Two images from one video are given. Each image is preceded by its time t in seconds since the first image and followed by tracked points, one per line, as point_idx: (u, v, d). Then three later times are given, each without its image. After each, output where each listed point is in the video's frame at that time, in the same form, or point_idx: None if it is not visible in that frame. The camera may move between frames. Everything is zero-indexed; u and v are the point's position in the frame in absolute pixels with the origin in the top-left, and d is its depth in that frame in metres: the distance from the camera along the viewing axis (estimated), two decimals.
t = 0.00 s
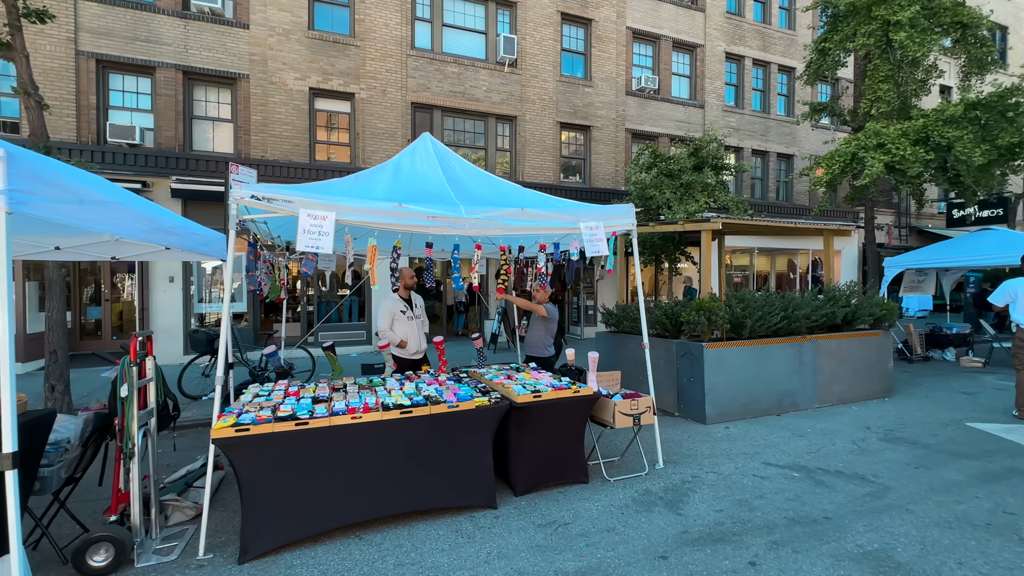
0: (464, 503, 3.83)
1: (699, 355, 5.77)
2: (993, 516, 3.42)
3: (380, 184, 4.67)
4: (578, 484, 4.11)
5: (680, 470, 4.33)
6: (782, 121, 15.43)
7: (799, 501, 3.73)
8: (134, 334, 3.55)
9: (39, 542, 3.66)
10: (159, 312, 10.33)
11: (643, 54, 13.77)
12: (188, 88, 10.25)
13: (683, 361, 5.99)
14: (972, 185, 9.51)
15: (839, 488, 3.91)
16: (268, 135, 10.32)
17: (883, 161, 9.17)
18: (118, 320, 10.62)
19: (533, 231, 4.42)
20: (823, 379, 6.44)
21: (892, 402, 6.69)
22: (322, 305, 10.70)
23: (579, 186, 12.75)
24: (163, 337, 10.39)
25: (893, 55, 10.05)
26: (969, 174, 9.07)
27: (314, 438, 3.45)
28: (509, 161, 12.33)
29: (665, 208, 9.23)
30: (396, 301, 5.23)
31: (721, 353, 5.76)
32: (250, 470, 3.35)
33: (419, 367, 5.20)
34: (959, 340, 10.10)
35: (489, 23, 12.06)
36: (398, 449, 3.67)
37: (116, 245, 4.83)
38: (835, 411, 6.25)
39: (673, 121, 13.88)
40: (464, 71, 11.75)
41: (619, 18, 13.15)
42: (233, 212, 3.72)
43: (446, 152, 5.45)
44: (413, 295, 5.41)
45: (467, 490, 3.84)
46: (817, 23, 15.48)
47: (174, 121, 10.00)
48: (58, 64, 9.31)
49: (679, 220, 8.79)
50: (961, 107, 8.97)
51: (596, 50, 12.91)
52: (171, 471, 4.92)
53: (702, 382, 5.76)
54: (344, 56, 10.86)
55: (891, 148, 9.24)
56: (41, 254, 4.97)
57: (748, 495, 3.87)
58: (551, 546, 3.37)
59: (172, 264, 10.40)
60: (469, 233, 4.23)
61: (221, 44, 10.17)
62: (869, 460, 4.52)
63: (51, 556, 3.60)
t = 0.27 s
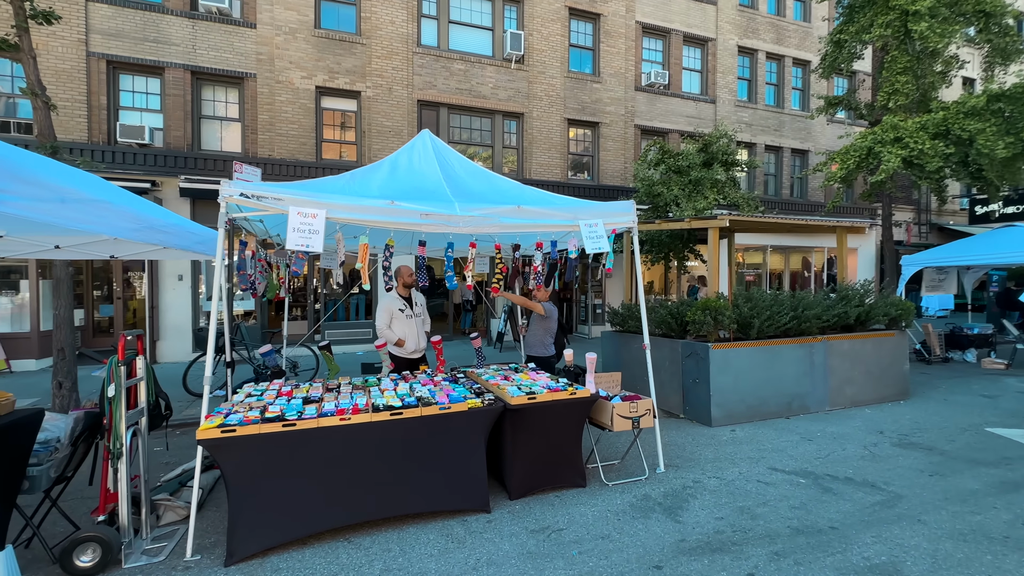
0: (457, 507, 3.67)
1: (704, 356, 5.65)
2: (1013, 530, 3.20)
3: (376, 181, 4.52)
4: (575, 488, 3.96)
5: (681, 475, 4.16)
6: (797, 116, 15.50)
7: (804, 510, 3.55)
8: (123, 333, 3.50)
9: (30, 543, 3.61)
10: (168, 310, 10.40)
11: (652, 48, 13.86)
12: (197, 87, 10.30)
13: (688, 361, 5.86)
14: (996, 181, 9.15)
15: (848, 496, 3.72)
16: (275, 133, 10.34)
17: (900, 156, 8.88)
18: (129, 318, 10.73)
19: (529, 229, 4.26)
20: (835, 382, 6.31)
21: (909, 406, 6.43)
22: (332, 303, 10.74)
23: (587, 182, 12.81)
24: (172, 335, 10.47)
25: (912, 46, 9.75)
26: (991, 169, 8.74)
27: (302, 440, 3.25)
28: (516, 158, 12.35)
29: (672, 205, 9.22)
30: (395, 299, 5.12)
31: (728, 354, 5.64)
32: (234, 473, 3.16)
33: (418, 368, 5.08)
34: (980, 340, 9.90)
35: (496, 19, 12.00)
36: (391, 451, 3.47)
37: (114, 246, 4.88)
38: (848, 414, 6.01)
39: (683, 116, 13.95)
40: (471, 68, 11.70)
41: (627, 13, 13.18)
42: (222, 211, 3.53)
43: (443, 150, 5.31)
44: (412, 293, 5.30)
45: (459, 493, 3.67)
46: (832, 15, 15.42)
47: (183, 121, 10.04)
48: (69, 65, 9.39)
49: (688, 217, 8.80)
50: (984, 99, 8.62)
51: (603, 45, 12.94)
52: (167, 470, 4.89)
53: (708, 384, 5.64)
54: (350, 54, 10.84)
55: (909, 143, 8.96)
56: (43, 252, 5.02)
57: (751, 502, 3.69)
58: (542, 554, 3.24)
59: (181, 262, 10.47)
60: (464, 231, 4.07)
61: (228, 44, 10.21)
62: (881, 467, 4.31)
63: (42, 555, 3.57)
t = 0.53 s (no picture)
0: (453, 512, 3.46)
1: (714, 357, 5.59)
2: None
3: (377, 177, 4.33)
4: (578, 493, 3.76)
5: (688, 480, 3.97)
6: (816, 111, 15.44)
7: (817, 521, 3.34)
8: (117, 328, 3.27)
9: (27, 539, 3.50)
10: (181, 308, 10.47)
11: (666, 43, 13.90)
12: (209, 88, 10.34)
13: (699, 362, 5.80)
14: None
15: (865, 506, 3.52)
16: (285, 133, 10.36)
17: (925, 151, 8.55)
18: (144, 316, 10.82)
19: (529, 225, 4.09)
20: (852, 385, 6.25)
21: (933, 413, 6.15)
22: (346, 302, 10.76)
23: (598, 180, 12.78)
24: (185, 333, 10.55)
25: (937, 37, 9.41)
26: None
27: (295, 440, 3.08)
28: (526, 156, 12.31)
29: (684, 201, 9.25)
30: (399, 295, 5.02)
31: (741, 356, 5.57)
32: (224, 474, 3.00)
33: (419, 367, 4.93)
34: (1008, 343, 9.57)
35: (506, 15, 11.95)
36: (388, 452, 3.28)
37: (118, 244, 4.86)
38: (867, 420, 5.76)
39: (698, 111, 13.94)
40: (480, 65, 11.66)
41: (640, 7, 13.22)
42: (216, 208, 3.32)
43: (447, 146, 5.11)
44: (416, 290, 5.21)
45: (455, 498, 3.44)
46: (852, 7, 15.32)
47: (195, 121, 10.09)
48: (85, 67, 9.44)
49: (700, 213, 8.85)
50: (1016, 90, 8.23)
51: (616, 40, 12.97)
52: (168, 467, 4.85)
53: (719, 386, 5.57)
54: (360, 53, 10.83)
55: (933, 137, 8.63)
56: (49, 250, 5.02)
57: (761, 510, 3.50)
58: (539, 562, 3.07)
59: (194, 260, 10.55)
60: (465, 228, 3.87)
61: (240, 44, 10.24)
62: (901, 477, 4.08)
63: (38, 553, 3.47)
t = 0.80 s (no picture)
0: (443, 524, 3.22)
1: (719, 362, 5.47)
2: None
3: (371, 175, 4.12)
4: (576, 504, 3.54)
5: (689, 491, 3.79)
6: (828, 111, 15.24)
7: (824, 537, 3.15)
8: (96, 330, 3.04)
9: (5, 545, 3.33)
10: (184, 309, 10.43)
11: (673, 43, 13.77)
12: (213, 89, 10.32)
13: (703, 367, 5.68)
14: None
15: (875, 521, 3.32)
16: (289, 134, 10.33)
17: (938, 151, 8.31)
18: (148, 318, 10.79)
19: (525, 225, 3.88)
20: (864, 392, 6.15)
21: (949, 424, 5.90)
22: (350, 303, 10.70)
23: (604, 181, 12.64)
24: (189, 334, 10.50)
25: (950, 33, 9.21)
26: None
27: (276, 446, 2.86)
28: (530, 157, 12.22)
29: (691, 203, 9.21)
30: (396, 295, 4.85)
31: (746, 361, 5.47)
32: (200, 483, 2.80)
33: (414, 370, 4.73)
34: None
35: (511, 16, 11.88)
36: (377, 459, 3.05)
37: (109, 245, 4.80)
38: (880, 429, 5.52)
39: (705, 112, 13.80)
40: (484, 66, 11.59)
41: (646, 7, 13.10)
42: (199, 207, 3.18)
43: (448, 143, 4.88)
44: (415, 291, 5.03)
45: (446, 511, 3.19)
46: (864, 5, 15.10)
47: (199, 122, 10.06)
48: (91, 70, 9.45)
49: (707, 215, 8.80)
50: None
51: (621, 40, 12.85)
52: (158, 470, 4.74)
53: (723, 392, 5.46)
54: (364, 54, 10.79)
55: (947, 135, 8.40)
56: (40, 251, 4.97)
57: (764, 524, 3.31)
58: None
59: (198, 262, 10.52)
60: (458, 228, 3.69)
61: (244, 46, 10.21)
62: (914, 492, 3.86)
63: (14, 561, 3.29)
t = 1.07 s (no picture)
0: (423, 544, 3.08)
1: (715, 373, 5.43)
2: None
3: (356, 181, 4.00)
4: (565, 522, 3.39)
5: (683, 508, 3.64)
6: (827, 119, 15.17)
7: (822, 559, 3.00)
8: (63, 341, 2.93)
9: None
10: (177, 316, 10.30)
11: (671, 50, 13.75)
12: (209, 96, 10.27)
13: (699, 378, 5.63)
14: None
15: (876, 542, 3.18)
16: (284, 141, 10.26)
17: (938, 158, 8.22)
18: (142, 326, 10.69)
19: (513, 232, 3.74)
20: (865, 404, 6.11)
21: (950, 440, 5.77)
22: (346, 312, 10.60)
23: (602, 188, 12.57)
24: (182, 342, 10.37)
25: (948, 41, 9.17)
26: None
27: (248, 463, 2.73)
28: (528, 165, 12.15)
29: (688, 211, 9.20)
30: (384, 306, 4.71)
31: (743, 372, 5.42)
32: (169, 499, 2.67)
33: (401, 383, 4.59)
34: None
35: (509, 23, 11.87)
36: (353, 477, 2.92)
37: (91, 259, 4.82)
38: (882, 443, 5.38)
39: (704, 119, 13.74)
40: (482, 73, 11.55)
41: (644, 15, 13.07)
42: (173, 215, 3.05)
43: (435, 148, 4.77)
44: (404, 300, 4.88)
45: (426, 530, 3.05)
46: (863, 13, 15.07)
47: (195, 129, 10.00)
48: (87, 76, 9.38)
49: (705, 223, 8.76)
50: None
51: (619, 47, 12.81)
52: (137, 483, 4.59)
53: (720, 403, 5.39)
54: (360, 61, 10.76)
55: (947, 142, 8.31)
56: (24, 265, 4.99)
57: (759, 545, 3.16)
58: None
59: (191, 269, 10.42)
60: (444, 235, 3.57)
61: (240, 53, 10.17)
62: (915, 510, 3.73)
63: None
